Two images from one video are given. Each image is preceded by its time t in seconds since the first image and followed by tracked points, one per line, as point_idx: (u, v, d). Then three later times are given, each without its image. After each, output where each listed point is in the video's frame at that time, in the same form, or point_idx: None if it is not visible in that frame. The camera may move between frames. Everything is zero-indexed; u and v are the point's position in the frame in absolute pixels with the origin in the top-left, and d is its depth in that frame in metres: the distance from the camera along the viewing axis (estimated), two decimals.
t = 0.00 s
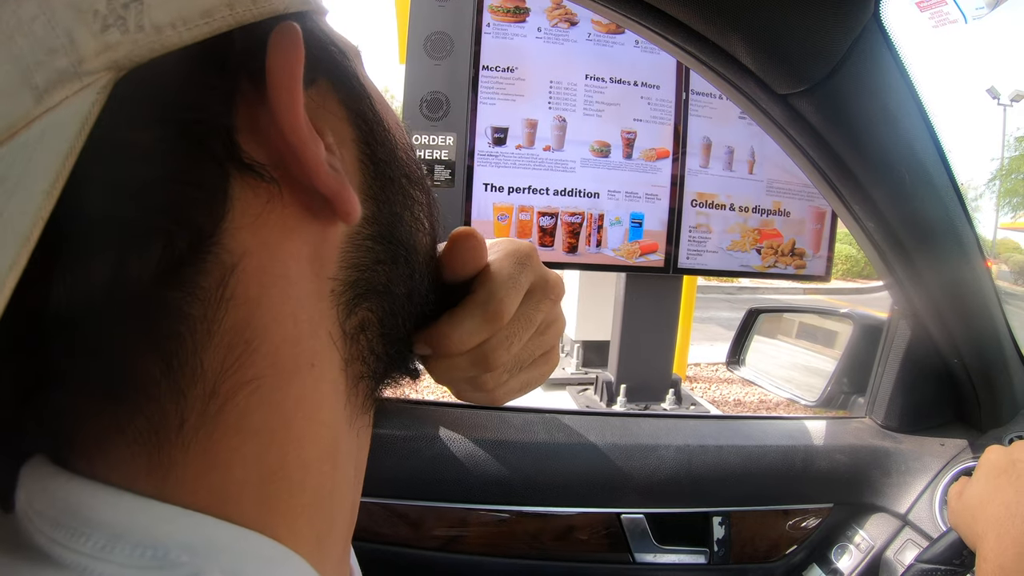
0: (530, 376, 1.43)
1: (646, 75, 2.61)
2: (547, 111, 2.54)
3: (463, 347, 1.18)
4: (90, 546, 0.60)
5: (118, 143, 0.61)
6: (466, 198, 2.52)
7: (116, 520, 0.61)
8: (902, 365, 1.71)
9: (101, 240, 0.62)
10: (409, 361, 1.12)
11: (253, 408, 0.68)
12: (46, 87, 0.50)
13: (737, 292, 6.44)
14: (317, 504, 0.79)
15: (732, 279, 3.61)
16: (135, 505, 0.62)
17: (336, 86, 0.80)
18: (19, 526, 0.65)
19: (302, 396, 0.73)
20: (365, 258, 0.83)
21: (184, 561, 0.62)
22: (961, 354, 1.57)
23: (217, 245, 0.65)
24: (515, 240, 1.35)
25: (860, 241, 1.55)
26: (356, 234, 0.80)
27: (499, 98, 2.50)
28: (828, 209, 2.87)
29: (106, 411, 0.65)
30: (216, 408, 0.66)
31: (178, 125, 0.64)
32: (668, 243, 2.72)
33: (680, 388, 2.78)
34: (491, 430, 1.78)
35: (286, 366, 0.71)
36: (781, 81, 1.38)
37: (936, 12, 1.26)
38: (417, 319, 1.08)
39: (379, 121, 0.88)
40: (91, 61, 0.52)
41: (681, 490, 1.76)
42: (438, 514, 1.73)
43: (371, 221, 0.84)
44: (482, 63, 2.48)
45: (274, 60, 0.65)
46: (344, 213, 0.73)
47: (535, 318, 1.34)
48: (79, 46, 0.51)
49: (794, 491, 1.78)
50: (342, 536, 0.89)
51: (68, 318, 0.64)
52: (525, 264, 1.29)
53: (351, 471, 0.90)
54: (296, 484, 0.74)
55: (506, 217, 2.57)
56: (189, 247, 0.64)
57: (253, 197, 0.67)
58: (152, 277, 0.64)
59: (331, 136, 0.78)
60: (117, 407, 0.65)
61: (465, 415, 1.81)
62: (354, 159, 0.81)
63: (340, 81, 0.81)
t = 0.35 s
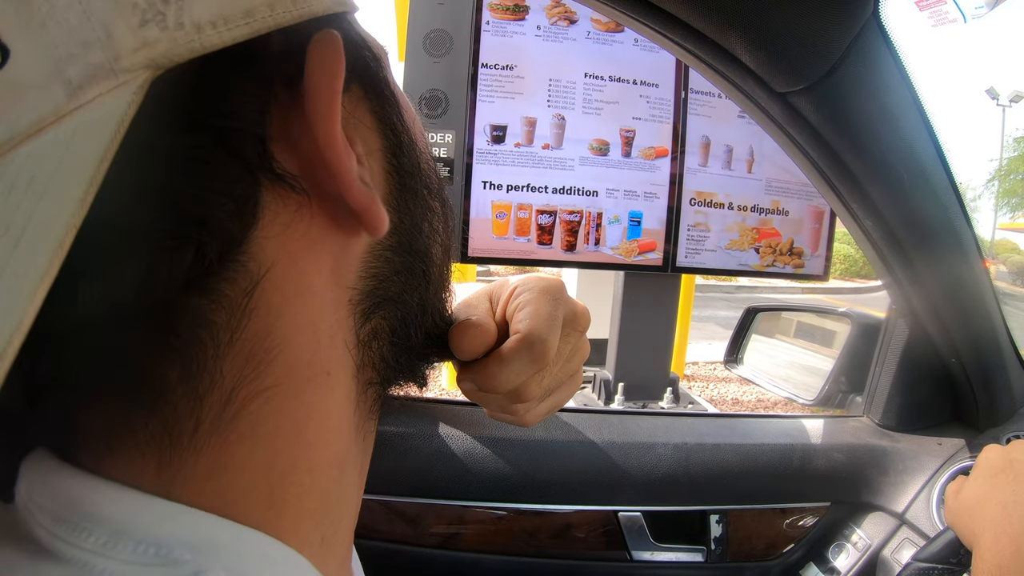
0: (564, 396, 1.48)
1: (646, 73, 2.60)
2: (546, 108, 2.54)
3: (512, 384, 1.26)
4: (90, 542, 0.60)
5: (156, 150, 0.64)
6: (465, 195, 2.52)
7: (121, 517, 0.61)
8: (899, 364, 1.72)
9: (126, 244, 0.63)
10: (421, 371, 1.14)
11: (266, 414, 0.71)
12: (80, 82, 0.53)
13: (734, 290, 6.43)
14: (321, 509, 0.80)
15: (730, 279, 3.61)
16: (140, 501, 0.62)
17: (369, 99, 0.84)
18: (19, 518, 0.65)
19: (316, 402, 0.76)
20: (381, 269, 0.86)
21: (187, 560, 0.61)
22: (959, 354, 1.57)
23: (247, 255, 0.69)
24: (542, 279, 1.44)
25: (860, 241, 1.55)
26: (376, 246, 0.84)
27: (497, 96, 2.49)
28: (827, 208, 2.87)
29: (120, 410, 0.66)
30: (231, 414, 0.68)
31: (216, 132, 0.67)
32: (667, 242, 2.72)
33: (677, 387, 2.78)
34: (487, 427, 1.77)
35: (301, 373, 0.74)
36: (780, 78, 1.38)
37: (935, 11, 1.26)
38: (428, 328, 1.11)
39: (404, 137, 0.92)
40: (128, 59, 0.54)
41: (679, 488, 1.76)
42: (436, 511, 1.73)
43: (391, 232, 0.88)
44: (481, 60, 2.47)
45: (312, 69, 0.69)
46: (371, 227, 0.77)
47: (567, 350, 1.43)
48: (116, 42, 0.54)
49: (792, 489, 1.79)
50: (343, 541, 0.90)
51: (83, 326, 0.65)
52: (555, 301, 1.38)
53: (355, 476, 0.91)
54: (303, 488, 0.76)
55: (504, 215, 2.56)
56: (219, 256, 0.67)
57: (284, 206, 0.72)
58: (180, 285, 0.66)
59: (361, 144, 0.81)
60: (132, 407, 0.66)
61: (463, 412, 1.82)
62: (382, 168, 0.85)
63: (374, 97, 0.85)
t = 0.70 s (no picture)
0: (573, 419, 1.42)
1: (646, 72, 2.60)
2: (545, 107, 2.54)
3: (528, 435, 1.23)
4: (78, 528, 0.61)
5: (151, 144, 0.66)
6: (465, 193, 2.52)
7: (109, 505, 0.62)
8: (898, 364, 1.72)
9: (121, 237, 0.66)
10: (409, 365, 1.14)
11: (255, 404, 0.72)
12: (76, 80, 0.54)
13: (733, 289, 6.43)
14: (311, 502, 0.81)
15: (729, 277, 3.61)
16: (129, 490, 0.64)
17: (358, 97, 0.84)
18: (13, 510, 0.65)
19: (305, 393, 0.77)
20: (372, 263, 0.86)
21: (173, 547, 0.62)
22: (959, 354, 1.57)
23: (237, 247, 0.70)
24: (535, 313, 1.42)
25: (859, 240, 1.55)
26: (366, 241, 0.84)
27: (498, 94, 2.48)
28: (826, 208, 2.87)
29: (115, 400, 0.68)
30: (221, 403, 0.69)
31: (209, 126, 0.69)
32: (666, 241, 2.73)
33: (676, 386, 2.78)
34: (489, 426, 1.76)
35: (291, 364, 0.74)
36: (779, 78, 1.38)
37: (935, 12, 1.26)
38: (418, 323, 1.11)
39: (394, 133, 0.92)
40: (123, 58, 0.56)
41: (678, 487, 1.76)
42: (434, 509, 1.73)
43: (381, 227, 0.88)
44: (481, 58, 2.47)
45: (302, 69, 0.69)
46: (360, 220, 0.76)
47: (572, 379, 1.38)
48: (111, 43, 0.55)
49: (791, 489, 1.79)
50: (335, 534, 0.91)
51: (82, 314, 0.68)
52: (553, 338, 1.36)
53: (345, 470, 0.92)
54: (293, 480, 0.77)
55: (504, 213, 2.56)
56: (211, 247, 0.69)
57: (273, 200, 0.72)
58: (173, 277, 0.68)
59: (350, 141, 0.81)
60: (128, 395, 0.67)
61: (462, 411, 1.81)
62: (370, 165, 0.85)
63: (362, 96, 0.84)
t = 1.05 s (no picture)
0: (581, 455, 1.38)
1: (646, 71, 2.60)
2: (546, 106, 2.54)
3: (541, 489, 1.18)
4: (46, 537, 0.62)
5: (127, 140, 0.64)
6: (465, 192, 2.51)
7: (78, 513, 0.63)
8: (897, 365, 1.72)
9: (98, 239, 0.65)
10: (396, 366, 1.15)
11: (233, 411, 0.72)
12: (52, 74, 0.53)
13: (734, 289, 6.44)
14: (288, 509, 0.81)
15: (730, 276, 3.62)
16: (97, 498, 0.64)
17: (346, 94, 0.84)
18: None
19: (286, 399, 0.77)
20: (358, 265, 0.86)
21: (137, 559, 0.63)
22: (959, 355, 1.57)
23: (217, 250, 0.70)
24: (537, 355, 1.39)
25: (858, 238, 1.55)
26: (352, 241, 0.84)
27: (498, 93, 2.48)
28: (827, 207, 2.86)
29: (95, 403, 0.68)
30: (196, 413, 0.70)
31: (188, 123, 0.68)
32: (666, 240, 2.72)
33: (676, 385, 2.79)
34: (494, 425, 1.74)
35: (270, 370, 0.75)
36: (781, 76, 1.38)
37: (937, 11, 1.26)
38: (405, 325, 1.11)
39: (382, 131, 0.92)
40: (101, 49, 0.55)
41: (677, 486, 1.76)
42: (433, 508, 1.73)
43: (368, 228, 0.88)
44: (481, 57, 2.46)
45: (289, 66, 0.69)
46: (348, 221, 0.77)
47: (577, 422, 1.33)
48: (89, 33, 0.54)
49: (790, 488, 1.79)
50: (313, 538, 0.92)
51: (60, 316, 0.67)
52: (558, 382, 1.32)
53: (327, 476, 0.93)
54: (269, 487, 0.77)
55: (504, 212, 2.56)
56: (191, 251, 0.68)
57: (257, 200, 0.72)
58: (151, 280, 0.67)
59: (338, 139, 0.81)
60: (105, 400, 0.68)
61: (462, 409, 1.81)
62: (358, 163, 0.85)
63: (349, 92, 0.84)
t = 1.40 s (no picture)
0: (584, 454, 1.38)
1: (648, 69, 2.60)
2: (548, 104, 2.53)
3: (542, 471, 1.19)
4: (60, 532, 0.62)
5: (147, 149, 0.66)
6: (466, 191, 2.51)
7: (92, 509, 0.63)
8: (902, 364, 1.72)
9: (114, 239, 0.65)
10: (401, 366, 1.15)
11: (247, 409, 0.73)
12: (68, 77, 0.54)
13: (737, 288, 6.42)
14: (298, 506, 0.82)
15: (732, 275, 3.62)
16: (110, 494, 0.64)
17: (355, 96, 0.84)
18: None
19: (296, 397, 0.78)
20: (367, 265, 0.87)
21: (153, 553, 0.63)
22: (962, 355, 1.57)
23: (232, 251, 0.70)
24: (542, 346, 1.41)
25: (860, 237, 1.54)
26: (361, 242, 0.85)
27: (500, 91, 2.49)
28: (829, 206, 2.85)
29: (106, 401, 0.68)
30: (210, 411, 0.70)
31: (203, 129, 0.69)
32: (668, 239, 2.72)
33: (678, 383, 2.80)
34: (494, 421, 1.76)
35: (282, 369, 0.75)
36: (784, 75, 1.38)
37: (942, 11, 1.25)
38: (411, 325, 1.12)
39: (390, 134, 0.93)
40: (116, 52, 0.56)
41: (679, 486, 1.76)
42: (435, 507, 1.73)
43: (377, 228, 0.89)
44: (483, 56, 2.46)
45: (298, 66, 0.69)
46: (359, 222, 0.77)
47: (580, 415, 1.34)
48: (104, 37, 0.54)
49: (792, 488, 1.79)
50: (323, 534, 0.92)
51: (70, 316, 0.67)
52: (562, 373, 1.35)
53: (335, 474, 0.93)
54: (281, 484, 0.78)
55: (506, 210, 2.56)
56: (207, 250, 0.69)
57: (270, 201, 0.73)
58: (167, 280, 0.68)
59: (348, 140, 0.82)
60: (115, 399, 0.68)
61: (465, 408, 1.82)
62: (367, 165, 0.86)
63: (359, 92, 0.85)
